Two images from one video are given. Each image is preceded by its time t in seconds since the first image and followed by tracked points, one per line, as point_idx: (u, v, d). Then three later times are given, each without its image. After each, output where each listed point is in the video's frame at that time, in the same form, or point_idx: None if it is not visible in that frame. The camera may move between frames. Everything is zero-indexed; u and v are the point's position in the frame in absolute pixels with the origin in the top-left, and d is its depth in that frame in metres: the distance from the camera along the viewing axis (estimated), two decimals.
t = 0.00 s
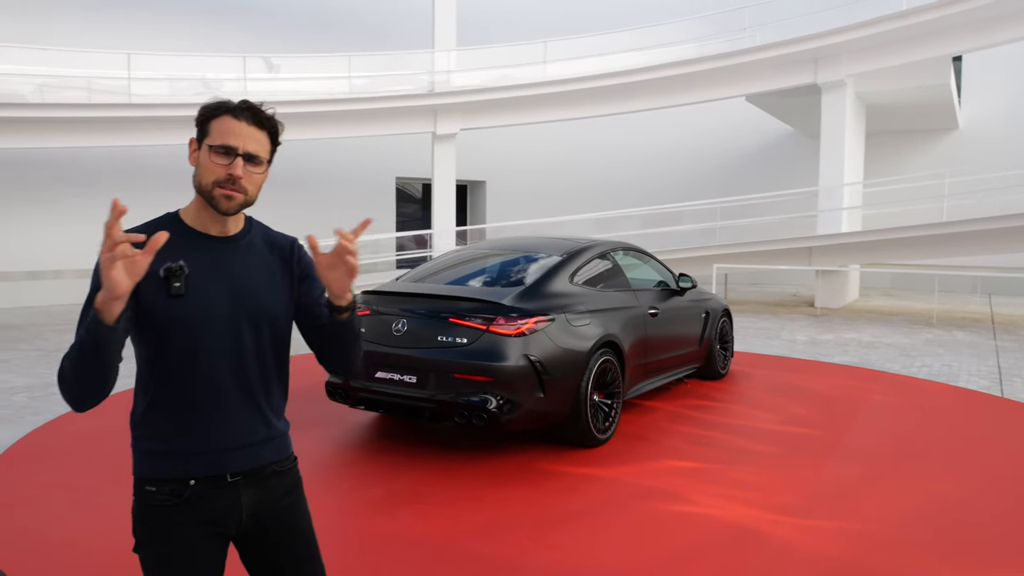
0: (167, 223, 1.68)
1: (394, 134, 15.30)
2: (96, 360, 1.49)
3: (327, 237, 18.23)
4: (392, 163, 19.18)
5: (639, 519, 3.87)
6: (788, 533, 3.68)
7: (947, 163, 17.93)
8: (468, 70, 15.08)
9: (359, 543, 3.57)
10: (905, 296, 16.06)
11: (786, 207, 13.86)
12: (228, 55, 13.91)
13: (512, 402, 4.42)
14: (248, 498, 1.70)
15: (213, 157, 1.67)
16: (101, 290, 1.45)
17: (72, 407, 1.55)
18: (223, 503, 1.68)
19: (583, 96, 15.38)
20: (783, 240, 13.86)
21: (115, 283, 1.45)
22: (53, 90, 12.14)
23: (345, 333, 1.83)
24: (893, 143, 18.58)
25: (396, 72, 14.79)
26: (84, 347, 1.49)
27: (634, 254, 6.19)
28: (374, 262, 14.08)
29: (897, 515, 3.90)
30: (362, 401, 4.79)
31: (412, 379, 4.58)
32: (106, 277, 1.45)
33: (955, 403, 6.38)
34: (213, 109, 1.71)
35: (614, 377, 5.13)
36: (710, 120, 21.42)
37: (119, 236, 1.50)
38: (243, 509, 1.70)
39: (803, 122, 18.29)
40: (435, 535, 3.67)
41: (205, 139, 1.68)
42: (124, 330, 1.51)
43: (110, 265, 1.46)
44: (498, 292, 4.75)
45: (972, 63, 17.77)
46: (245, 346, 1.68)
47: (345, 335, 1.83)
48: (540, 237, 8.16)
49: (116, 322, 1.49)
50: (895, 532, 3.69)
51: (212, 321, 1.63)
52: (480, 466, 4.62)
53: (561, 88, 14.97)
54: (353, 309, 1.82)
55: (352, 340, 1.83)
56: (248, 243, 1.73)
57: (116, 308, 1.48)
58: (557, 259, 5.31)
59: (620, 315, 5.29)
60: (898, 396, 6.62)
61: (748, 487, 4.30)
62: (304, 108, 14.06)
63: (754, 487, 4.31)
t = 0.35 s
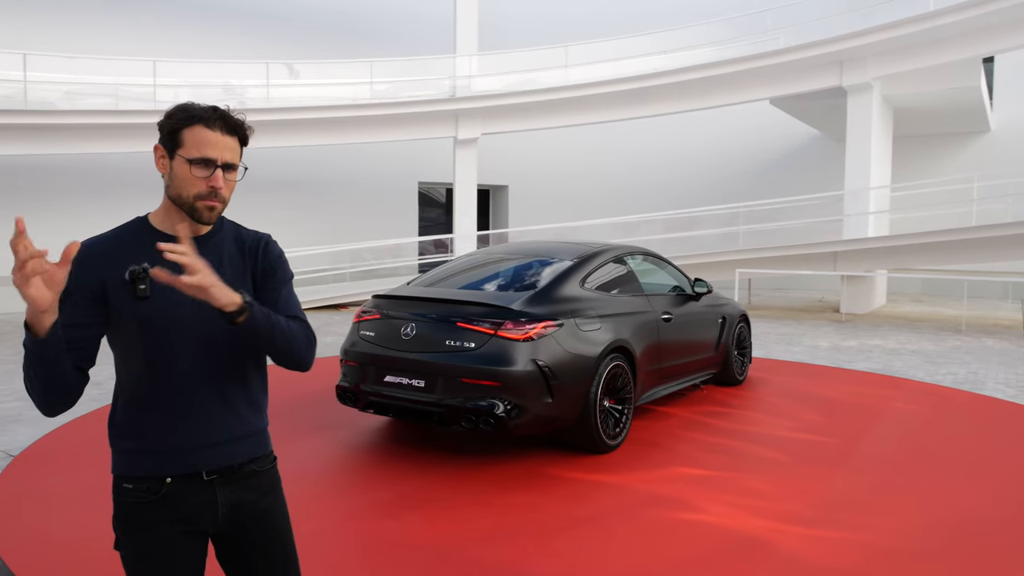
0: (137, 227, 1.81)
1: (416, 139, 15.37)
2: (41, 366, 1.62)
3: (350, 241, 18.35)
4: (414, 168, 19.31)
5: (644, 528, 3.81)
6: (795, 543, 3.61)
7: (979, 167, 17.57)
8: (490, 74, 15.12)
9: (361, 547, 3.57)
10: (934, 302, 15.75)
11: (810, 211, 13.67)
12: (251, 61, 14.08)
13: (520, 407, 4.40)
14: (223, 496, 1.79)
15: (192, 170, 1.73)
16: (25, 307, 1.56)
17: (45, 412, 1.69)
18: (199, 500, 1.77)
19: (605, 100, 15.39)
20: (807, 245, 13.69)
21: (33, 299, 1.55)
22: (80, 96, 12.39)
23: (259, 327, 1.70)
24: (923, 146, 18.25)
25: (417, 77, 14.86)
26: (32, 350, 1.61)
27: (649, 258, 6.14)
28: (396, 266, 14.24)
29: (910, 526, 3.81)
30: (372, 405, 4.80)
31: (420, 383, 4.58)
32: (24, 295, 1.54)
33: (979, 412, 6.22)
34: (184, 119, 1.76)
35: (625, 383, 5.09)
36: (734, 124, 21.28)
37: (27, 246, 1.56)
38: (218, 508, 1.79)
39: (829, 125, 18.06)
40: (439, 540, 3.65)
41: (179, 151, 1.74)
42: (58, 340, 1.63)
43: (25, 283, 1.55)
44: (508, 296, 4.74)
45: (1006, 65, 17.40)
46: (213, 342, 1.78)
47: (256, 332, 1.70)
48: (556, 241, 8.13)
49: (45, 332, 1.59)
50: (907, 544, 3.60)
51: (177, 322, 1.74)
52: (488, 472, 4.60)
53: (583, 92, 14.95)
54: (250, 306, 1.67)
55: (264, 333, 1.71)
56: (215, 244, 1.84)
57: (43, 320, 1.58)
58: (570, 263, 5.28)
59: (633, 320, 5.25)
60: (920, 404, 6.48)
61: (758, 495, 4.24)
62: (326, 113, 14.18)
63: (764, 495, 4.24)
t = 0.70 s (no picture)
0: (135, 227, 1.84)
1: (444, 136, 15.46)
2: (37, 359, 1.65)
3: (378, 239, 18.49)
4: (442, 166, 19.43)
5: (657, 528, 3.79)
6: (810, 545, 3.55)
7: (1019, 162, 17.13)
8: (518, 71, 15.13)
9: (374, 542, 3.59)
10: (971, 301, 15.41)
11: (841, 208, 13.46)
12: (280, 60, 14.24)
13: (535, 404, 4.40)
14: (217, 488, 1.81)
15: (182, 170, 1.80)
16: (39, 296, 1.58)
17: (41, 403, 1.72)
18: (192, 492, 1.79)
19: (632, 97, 15.33)
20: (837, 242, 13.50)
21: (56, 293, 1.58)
22: (114, 96, 12.64)
23: (264, 329, 1.77)
24: (960, 141, 17.84)
25: (445, 74, 14.90)
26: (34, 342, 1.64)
27: (670, 256, 6.09)
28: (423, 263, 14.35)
29: (931, 530, 3.73)
30: (390, 401, 4.84)
31: (436, 380, 4.60)
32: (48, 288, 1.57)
33: (1010, 414, 6.07)
34: (176, 120, 1.83)
35: (643, 381, 5.06)
36: (765, 120, 21.05)
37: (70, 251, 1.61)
38: (212, 499, 1.81)
39: (863, 119, 17.77)
40: (451, 538, 3.66)
41: (171, 152, 1.81)
42: (61, 331, 1.65)
43: (55, 280, 1.58)
44: (526, 293, 4.73)
45: None
46: (207, 340, 1.81)
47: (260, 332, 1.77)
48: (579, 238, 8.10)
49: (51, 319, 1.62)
50: (927, 548, 3.53)
51: (172, 319, 1.78)
52: (504, 469, 4.60)
53: (610, 88, 14.91)
54: (259, 305, 1.74)
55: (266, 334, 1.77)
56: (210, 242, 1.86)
57: (51, 310, 1.61)
58: (588, 260, 5.26)
59: (652, 318, 5.21)
60: (949, 405, 6.34)
61: (775, 497, 4.18)
62: (354, 111, 14.30)
63: (781, 497, 4.19)
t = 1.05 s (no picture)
0: (145, 216, 1.87)
1: (472, 126, 15.47)
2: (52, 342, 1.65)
3: (407, 228, 18.59)
4: (470, 155, 19.45)
5: (675, 519, 3.77)
6: (830, 540, 3.51)
7: None
8: (546, 60, 15.06)
9: (392, 529, 3.63)
10: (1010, 293, 15.06)
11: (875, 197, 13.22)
12: (309, 51, 14.32)
13: (554, 395, 4.39)
14: (226, 471, 1.86)
15: (190, 165, 1.82)
16: (30, 281, 1.58)
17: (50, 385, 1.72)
18: (202, 475, 1.83)
19: (661, 85, 15.18)
20: (870, 232, 13.26)
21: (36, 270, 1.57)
22: (146, 88, 12.82)
23: (310, 326, 1.93)
24: (1001, 128, 17.37)
25: (473, 64, 14.89)
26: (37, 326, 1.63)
27: (696, 246, 6.02)
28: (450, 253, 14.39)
29: (957, 526, 3.66)
30: (410, 390, 4.87)
31: (456, 369, 4.62)
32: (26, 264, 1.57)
33: None
34: (191, 115, 1.85)
35: (665, 372, 5.03)
36: (799, 108, 20.73)
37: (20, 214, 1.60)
38: (221, 482, 1.85)
39: (899, 106, 17.40)
40: (469, 525, 3.69)
41: (182, 145, 1.84)
42: (60, 314, 1.65)
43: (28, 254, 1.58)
44: (546, 283, 4.72)
45: None
46: (219, 328, 1.86)
47: (304, 328, 1.93)
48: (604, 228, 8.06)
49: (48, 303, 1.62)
50: (951, 544, 3.46)
51: (185, 307, 1.81)
52: (523, 458, 4.61)
53: (639, 76, 14.81)
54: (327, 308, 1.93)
55: (313, 334, 1.93)
56: (219, 234, 1.91)
57: (44, 293, 1.60)
58: (611, 250, 5.22)
59: (675, 308, 5.17)
60: (981, 399, 6.21)
61: (797, 490, 4.13)
62: (382, 102, 14.38)
63: (803, 490, 4.14)
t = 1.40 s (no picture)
0: (159, 208, 1.88)
1: (497, 116, 15.43)
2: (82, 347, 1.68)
3: (432, 219, 18.64)
4: (495, 146, 19.45)
5: (695, 514, 3.74)
6: (852, 536, 3.46)
7: None
8: (570, 49, 14.98)
9: (410, 519, 3.65)
10: None
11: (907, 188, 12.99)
12: (334, 42, 14.38)
13: (574, 386, 4.37)
14: (238, 458, 1.88)
15: (204, 159, 1.83)
16: (70, 301, 1.63)
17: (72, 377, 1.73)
18: (215, 463, 1.85)
19: (687, 74, 15.03)
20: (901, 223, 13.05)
21: (79, 290, 1.62)
22: (176, 80, 12.98)
23: (307, 339, 2.03)
24: None
25: (498, 54, 14.85)
26: (72, 334, 1.66)
27: (721, 237, 5.95)
28: (475, 244, 14.41)
29: (983, 525, 3.58)
30: (431, 381, 4.88)
31: (476, 361, 4.62)
32: (68, 285, 1.61)
33: None
34: (205, 110, 1.86)
35: (687, 365, 4.99)
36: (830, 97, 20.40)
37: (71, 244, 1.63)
38: (233, 469, 1.87)
39: (933, 95, 17.06)
40: (486, 517, 3.70)
41: (197, 140, 1.84)
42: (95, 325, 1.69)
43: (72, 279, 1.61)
44: (568, 275, 4.69)
45: None
46: (233, 322, 1.89)
47: (299, 335, 2.02)
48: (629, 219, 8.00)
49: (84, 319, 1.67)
50: (976, 543, 3.40)
51: (201, 300, 1.84)
52: (543, 450, 4.60)
53: (664, 66, 14.70)
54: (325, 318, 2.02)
55: (312, 345, 2.02)
56: (232, 227, 1.93)
57: (83, 308, 1.65)
58: (633, 241, 5.17)
59: (698, 301, 5.12)
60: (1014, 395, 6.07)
61: (820, 486, 4.07)
62: (408, 93, 14.41)
63: (827, 485, 4.08)
